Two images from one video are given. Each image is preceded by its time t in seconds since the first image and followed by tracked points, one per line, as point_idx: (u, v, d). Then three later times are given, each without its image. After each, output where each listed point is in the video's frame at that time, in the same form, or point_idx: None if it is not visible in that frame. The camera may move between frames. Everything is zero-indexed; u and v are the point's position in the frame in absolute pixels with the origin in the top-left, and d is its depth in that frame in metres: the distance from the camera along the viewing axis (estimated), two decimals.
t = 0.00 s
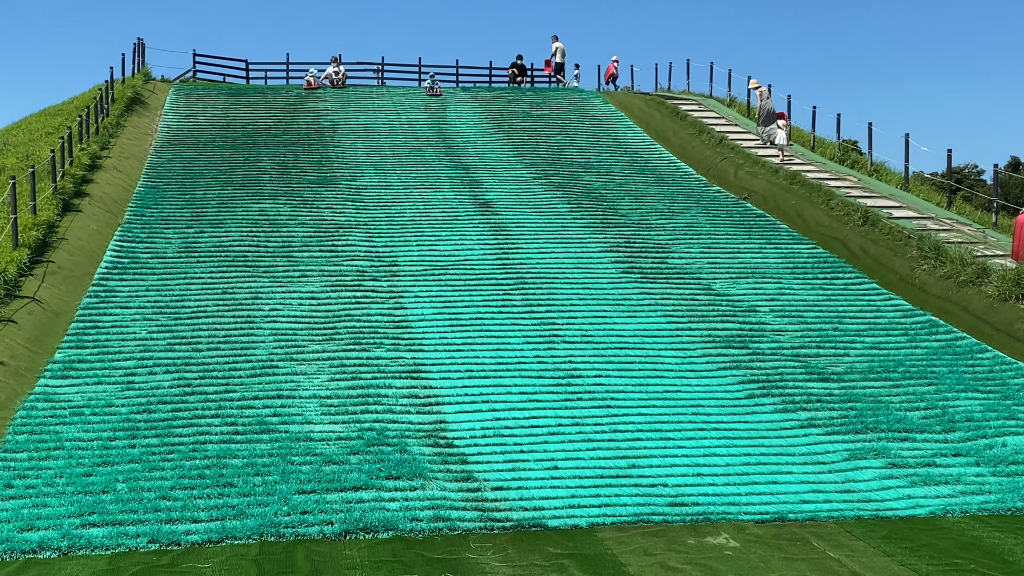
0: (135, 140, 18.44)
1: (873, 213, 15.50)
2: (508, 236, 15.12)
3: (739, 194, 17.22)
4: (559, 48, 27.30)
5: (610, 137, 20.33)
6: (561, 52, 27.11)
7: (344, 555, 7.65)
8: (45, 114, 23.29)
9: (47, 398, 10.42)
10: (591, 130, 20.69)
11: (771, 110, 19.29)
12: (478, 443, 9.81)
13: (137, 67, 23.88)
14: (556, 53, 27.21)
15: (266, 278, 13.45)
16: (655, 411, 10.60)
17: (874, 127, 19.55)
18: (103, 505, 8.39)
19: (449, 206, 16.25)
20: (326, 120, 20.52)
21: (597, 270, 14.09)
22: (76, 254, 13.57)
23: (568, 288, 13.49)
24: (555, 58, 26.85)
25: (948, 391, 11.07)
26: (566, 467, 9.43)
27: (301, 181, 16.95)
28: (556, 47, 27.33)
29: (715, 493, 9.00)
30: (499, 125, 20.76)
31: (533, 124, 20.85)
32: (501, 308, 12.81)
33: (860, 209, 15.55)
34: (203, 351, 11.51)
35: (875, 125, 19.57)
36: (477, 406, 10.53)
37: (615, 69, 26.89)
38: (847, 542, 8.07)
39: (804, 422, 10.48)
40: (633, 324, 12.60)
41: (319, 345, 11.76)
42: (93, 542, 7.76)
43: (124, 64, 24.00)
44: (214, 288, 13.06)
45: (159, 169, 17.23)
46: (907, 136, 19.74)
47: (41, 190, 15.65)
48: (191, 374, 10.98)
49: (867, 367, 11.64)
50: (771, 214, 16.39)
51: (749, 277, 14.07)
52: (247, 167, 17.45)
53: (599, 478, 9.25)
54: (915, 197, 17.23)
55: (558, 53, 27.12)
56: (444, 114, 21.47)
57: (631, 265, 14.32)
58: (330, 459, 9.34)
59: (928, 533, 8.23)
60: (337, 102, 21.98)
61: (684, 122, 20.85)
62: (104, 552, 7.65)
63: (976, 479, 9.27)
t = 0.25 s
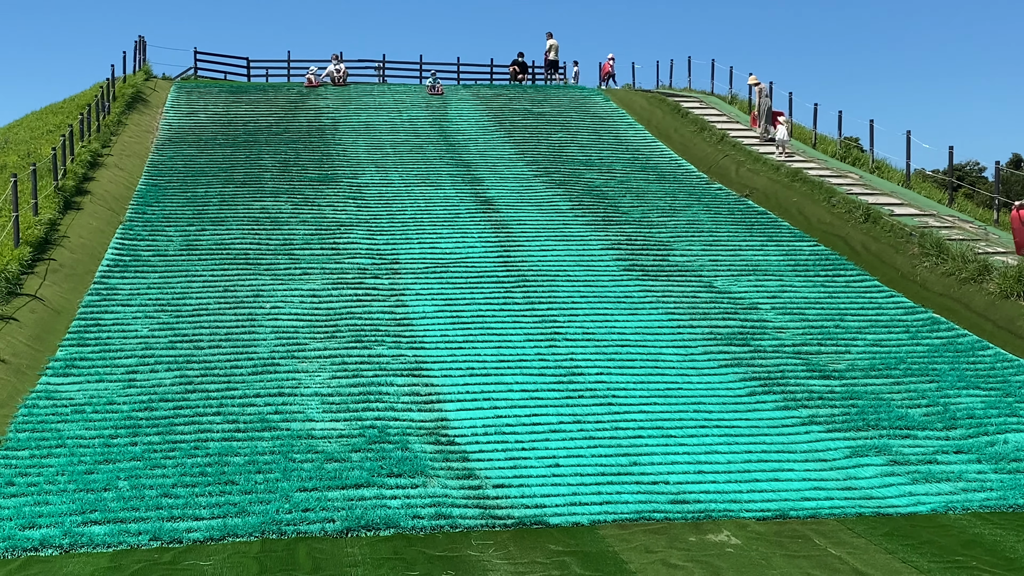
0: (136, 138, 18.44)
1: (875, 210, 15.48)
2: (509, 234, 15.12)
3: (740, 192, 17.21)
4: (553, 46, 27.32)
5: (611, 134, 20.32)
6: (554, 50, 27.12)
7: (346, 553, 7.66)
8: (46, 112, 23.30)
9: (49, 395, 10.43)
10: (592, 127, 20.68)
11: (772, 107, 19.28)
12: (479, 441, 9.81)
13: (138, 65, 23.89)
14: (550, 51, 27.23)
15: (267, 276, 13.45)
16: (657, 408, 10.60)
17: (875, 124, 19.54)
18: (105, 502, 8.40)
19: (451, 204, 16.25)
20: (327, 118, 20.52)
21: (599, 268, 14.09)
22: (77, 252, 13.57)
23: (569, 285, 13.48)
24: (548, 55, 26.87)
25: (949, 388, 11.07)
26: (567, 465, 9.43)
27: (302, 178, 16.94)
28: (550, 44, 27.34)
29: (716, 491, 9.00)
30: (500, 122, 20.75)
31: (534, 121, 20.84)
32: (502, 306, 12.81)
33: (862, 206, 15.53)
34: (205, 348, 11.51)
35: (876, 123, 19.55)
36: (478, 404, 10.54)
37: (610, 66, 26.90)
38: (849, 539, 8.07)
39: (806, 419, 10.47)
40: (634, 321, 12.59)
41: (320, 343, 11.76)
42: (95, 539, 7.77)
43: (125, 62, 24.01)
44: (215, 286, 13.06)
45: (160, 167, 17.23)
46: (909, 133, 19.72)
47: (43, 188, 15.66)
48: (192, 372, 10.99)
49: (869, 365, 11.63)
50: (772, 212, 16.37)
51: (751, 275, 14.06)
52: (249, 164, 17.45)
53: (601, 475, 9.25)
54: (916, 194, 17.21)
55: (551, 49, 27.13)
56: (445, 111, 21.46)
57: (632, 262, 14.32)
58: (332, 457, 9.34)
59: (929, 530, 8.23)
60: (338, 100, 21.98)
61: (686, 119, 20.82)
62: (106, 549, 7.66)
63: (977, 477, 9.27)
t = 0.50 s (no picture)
0: (137, 137, 18.44)
1: (876, 208, 15.47)
2: (510, 232, 15.12)
3: (741, 190, 17.21)
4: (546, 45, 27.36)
5: (612, 133, 20.32)
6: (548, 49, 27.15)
7: (347, 551, 7.66)
8: (48, 111, 23.31)
9: (51, 394, 10.43)
10: (593, 126, 20.67)
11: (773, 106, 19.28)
12: (481, 439, 9.81)
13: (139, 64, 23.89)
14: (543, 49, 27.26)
15: (269, 274, 13.45)
16: (658, 407, 10.60)
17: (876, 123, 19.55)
18: (106, 501, 8.40)
19: (452, 202, 16.24)
20: (328, 116, 20.52)
21: (600, 266, 14.09)
22: (78, 251, 13.57)
23: (571, 284, 13.49)
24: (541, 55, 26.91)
25: (951, 386, 11.07)
26: (569, 463, 9.43)
27: (303, 177, 16.94)
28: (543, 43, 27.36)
29: (718, 489, 9.01)
30: (501, 121, 20.75)
31: (535, 120, 20.84)
32: (504, 304, 12.81)
33: (863, 205, 15.53)
34: (206, 347, 11.51)
35: (877, 121, 19.56)
36: (480, 402, 10.54)
37: (605, 66, 26.93)
38: (850, 537, 8.08)
39: (807, 418, 10.47)
40: (635, 320, 12.60)
41: (322, 341, 11.76)
42: (97, 538, 7.78)
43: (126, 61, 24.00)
44: (217, 285, 13.07)
45: (161, 166, 17.23)
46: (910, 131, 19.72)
47: (44, 187, 15.67)
48: (194, 370, 10.99)
49: (870, 363, 11.63)
50: (774, 210, 16.38)
51: (752, 273, 14.06)
52: (250, 163, 17.45)
53: (602, 474, 9.25)
54: (917, 193, 17.21)
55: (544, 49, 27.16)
56: (446, 110, 21.46)
57: (634, 260, 14.32)
58: (333, 455, 9.35)
59: (931, 529, 8.23)
60: (339, 98, 21.97)
61: (687, 118, 20.83)
62: (107, 548, 7.67)
63: (979, 475, 9.27)
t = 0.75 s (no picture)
0: (138, 137, 18.44)
1: (877, 208, 15.47)
2: (511, 232, 15.12)
3: (742, 190, 17.21)
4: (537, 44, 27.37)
5: (613, 133, 20.32)
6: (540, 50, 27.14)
7: (348, 551, 7.66)
8: (48, 110, 23.32)
9: (52, 394, 10.43)
10: (593, 126, 20.68)
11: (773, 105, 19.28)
12: (482, 439, 9.81)
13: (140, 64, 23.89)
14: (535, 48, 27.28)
15: (270, 274, 13.45)
16: (659, 407, 10.60)
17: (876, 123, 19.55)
18: (107, 501, 8.40)
19: (453, 202, 16.25)
20: (329, 116, 20.53)
21: (601, 266, 14.09)
22: (79, 251, 13.57)
23: (572, 284, 13.49)
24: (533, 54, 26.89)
25: (952, 386, 11.07)
26: (570, 463, 9.43)
27: (304, 177, 16.95)
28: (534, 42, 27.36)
29: (719, 488, 9.01)
30: (502, 121, 20.75)
31: (536, 120, 20.84)
32: (505, 304, 12.82)
33: (864, 205, 15.53)
34: (207, 347, 11.51)
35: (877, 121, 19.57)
36: (481, 402, 10.54)
37: (600, 65, 26.91)
38: (851, 537, 8.08)
39: (808, 417, 10.47)
40: (636, 319, 12.60)
41: (322, 341, 11.77)
42: (98, 538, 7.78)
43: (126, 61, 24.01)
44: (218, 285, 13.07)
45: (162, 166, 17.23)
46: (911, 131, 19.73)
47: (45, 186, 15.67)
48: (195, 370, 10.99)
49: (871, 362, 11.64)
50: (774, 210, 16.39)
51: (753, 273, 14.06)
52: (251, 163, 17.46)
53: (603, 473, 9.25)
54: (918, 192, 17.20)
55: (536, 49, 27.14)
56: (447, 110, 21.46)
57: (635, 260, 14.32)
58: (334, 455, 9.35)
59: (932, 528, 8.23)
60: (340, 98, 21.98)
61: (687, 118, 20.82)
62: (108, 548, 7.67)
63: (980, 474, 9.27)
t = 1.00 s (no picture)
0: (139, 138, 18.46)
1: (878, 209, 15.47)
2: (512, 233, 15.13)
3: (743, 191, 17.22)
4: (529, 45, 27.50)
5: (614, 134, 20.32)
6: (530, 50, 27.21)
7: (350, 552, 7.67)
8: (50, 112, 23.35)
9: (53, 395, 10.44)
10: (594, 127, 20.69)
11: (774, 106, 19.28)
12: (483, 440, 9.82)
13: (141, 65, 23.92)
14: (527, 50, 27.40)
15: (271, 275, 13.46)
16: (660, 407, 10.60)
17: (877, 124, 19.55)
18: (109, 502, 8.41)
19: (454, 203, 16.26)
20: (330, 117, 20.54)
21: (602, 267, 14.10)
22: (80, 252, 13.58)
23: (572, 285, 13.50)
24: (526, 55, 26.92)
25: (953, 387, 11.07)
26: (571, 464, 9.44)
27: (305, 178, 16.96)
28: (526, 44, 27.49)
29: (720, 490, 9.01)
30: (503, 122, 20.76)
31: (537, 121, 20.85)
32: (505, 305, 12.82)
33: (865, 206, 15.52)
34: (208, 348, 11.52)
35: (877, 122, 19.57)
36: (482, 403, 10.55)
37: (596, 66, 26.93)
38: (852, 538, 8.08)
39: (809, 418, 10.47)
40: (637, 320, 12.61)
41: (323, 342, 11.77)
42: (99, 539, 7.78)
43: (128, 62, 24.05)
44: (219, 286, 13.08)
45: (163, 167, 17.25)
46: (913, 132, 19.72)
47: (46, 188, 15.68)
48: (196, 371, 10.99)
49: (872, 363, 11.64)
50: (775, 211, 16.39)
51: (754, 274, 14.07)
52: (252, 164, 17.47)
53: (604, 475, 9.25)
54: (919, 193, 17.20)
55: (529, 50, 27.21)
56: (448, 111, 21.47)
57: (636, 261, 14.33)
58: (335, 456, 9.35)
59: (933, 529, 8.23)
60: (341, 99, 22.00)
61: (688, 119, 20.83)
62: (109, 549, 7.67)
63: (981, 475, 9.27)
